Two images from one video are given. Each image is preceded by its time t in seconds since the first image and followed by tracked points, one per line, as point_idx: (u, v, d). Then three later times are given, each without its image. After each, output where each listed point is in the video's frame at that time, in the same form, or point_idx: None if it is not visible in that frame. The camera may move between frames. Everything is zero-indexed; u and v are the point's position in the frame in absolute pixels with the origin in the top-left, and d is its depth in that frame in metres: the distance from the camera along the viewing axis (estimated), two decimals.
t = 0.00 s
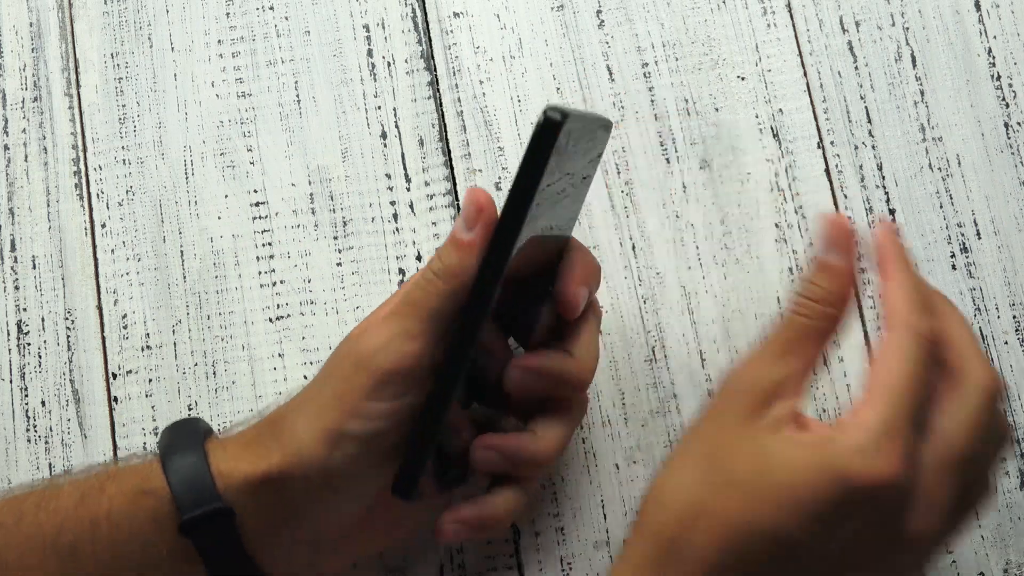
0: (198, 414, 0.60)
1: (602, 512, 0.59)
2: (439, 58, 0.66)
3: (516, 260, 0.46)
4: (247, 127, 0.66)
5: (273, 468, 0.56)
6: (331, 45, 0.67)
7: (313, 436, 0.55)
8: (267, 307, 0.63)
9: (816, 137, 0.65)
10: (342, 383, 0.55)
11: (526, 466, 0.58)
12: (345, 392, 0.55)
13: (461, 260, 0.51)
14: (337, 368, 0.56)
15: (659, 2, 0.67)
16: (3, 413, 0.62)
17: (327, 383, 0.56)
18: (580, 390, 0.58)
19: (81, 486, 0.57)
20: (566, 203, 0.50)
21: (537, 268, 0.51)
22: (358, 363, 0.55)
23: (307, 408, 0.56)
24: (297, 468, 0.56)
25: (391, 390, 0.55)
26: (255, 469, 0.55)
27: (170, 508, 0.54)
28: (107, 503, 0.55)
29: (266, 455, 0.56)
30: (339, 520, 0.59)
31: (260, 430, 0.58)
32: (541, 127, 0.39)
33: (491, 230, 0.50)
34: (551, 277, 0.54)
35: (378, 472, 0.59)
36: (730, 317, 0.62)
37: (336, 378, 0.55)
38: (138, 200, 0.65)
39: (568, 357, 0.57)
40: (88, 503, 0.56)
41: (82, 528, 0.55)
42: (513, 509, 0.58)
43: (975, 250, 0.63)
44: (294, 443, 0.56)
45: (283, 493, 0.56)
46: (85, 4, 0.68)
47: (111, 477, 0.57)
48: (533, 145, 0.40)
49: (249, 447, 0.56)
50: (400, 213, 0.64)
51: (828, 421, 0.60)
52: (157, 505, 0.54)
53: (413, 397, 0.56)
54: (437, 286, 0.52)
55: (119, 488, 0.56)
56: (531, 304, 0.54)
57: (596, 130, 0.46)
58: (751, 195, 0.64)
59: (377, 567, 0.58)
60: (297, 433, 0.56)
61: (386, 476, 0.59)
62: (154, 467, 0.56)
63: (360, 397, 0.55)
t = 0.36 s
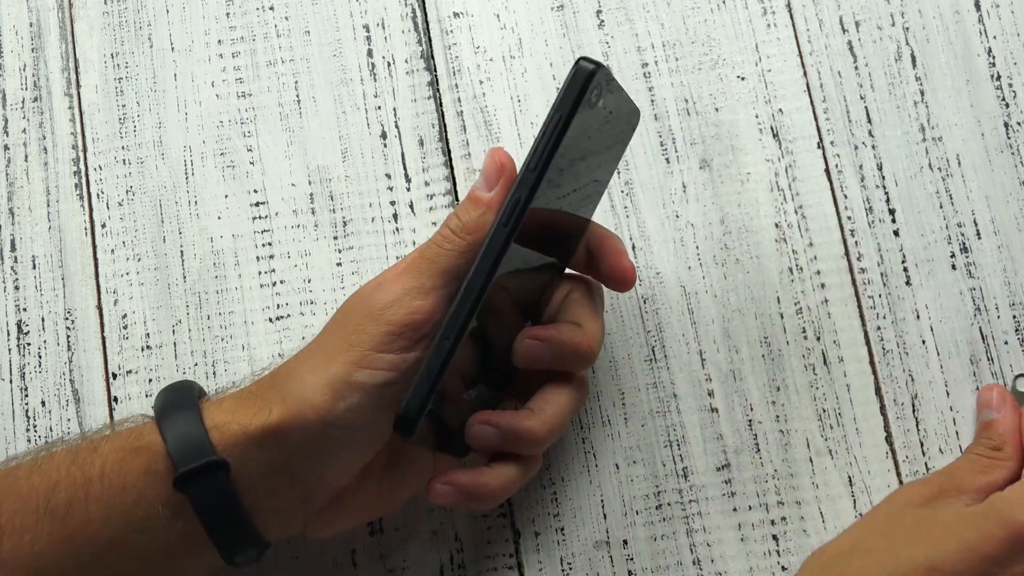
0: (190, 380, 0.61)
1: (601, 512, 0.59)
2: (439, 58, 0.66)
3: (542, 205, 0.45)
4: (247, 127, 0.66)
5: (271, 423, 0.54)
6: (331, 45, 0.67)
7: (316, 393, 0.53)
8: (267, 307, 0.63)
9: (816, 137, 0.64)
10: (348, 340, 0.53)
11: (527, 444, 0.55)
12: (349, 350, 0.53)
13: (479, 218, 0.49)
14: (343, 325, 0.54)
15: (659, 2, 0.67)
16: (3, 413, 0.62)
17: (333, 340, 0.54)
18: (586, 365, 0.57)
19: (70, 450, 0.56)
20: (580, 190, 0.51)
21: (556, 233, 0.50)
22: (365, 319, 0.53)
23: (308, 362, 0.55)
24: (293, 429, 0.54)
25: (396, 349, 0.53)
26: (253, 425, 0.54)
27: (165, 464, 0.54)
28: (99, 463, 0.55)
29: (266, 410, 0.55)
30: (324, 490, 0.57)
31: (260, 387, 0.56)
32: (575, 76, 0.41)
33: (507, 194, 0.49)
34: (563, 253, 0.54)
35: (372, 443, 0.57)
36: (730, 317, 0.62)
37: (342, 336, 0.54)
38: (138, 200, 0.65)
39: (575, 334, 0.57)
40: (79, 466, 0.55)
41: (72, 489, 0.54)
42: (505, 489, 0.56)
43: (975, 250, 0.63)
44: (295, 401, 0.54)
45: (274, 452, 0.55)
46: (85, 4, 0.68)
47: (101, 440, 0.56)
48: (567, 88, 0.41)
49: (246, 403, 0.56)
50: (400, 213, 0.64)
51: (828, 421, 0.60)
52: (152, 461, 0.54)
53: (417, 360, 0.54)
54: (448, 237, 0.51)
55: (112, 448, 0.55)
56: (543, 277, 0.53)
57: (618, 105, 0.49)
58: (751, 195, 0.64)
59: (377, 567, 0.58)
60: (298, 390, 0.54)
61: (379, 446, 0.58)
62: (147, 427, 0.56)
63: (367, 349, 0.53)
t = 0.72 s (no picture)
0: (190, 380, 0.61)
1: (601, 512, 0.59)
2: (439, 58, 0.66)
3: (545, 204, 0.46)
4: (247, 127, 0.66)
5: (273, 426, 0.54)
6: (331, 45, 0.67)
7: (317, 397, 0.53)
8: (267, 307, 0.63)
9: (816, 137, 0.65)
10: (349, 343, 0.53)
11: (529, 445, 0.55)
12: (350, 354, 0.53)
13: (482, 224, 0.49)
14: (344, 328, 0.54)
15: (659, 2, 0.67)
16: (3, 413, 0.62)
17: (334, 343, 0.54)
18: (586, 362, 0.57)
19: (73, 452, 0.56)
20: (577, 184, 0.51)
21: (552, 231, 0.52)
22: (366, 323, 0.53)
23: (311, 365, 0.55)
24: (294, 432, 0.54)
25: (397, 353, 0.53)
26: (253, 428, 0.54)
27: (167, 465, 0.54)
28: (101, 466, 0.55)
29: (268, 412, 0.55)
30: (325, 491, 0.57)
31: (261, 389, 0.56)
32: (578, 80, 0.42)
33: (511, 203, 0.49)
34: (559, 249, 0.55)
35: (373, 444, 0.57)
36: (730, 317, 0.62)
37: (343, 339, 0.54)
38: (138, 201, 0.65)
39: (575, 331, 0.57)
40: (82, 467, 0.55)
41: (76, 491, 0.54)
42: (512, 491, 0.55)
43: (975, 250, 0.63)
44: (296, 404, 0.54)
45: (275, 454, 0.55)
46: (85, 3, 0.68)
47: (104, 441, 0.56)
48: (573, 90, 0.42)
49: (247, 405, 0.56)
50: (400, 213, 0.64)
51: (828, 421, 0.60)
52: (155, 463, 0.54)
53: (419, 364, 0.54)
54: (452, 243, 0.51)
55: (113, 450, 0.55)
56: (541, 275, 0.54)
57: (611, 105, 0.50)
58: (751, 195, 0.64)
59: (377, 567, 0.58)
60: (300, 393, 0.54)
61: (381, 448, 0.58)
62: (150, 428, 0.56)
63: (370, 352, 0.53)
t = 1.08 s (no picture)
0: (191, 379, 0.61)
1: (601, 512, 0.59)
2: (439, 58, 0.66)
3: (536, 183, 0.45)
4: (247, 127, 0.66)
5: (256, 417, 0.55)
6: (331, 45, 0.67)
7: (299, 389, 0.54)
8: (267, 307, 0.63)
9: (816, 137, 0.65)
10: (328, 337, 0.54)
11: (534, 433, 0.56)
12: (329, 347, 0.54)
13: (461, 220, 0.50)
14: (324, 322, 0.55)
15: (659, 2, 0.67)
16: (3, 413, 0.62)
17: (313, 337, 0.55)
18: (586, 335, 0.58)
19: (72, 449, 0.56)
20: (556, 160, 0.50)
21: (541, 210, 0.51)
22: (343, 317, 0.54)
23: (295, 356, 0.55)
24: (279, 425, 0.55)
25: (376, 346, 0.54)
26: (241, 420, 0.55)
27: (164, 461, 0.54)
28: (100, 462, 0.55)
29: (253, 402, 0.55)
30: (318, 484, 0.58)
31: (254, 381, 0.57)
32: (559, 56, 0.40)
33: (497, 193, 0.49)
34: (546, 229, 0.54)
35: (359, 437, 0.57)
36: (730, 317, 0.62)
37: (323, 333, 0.54)
38: (138, 201, 0.65)
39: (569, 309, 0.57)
40: (81, 464, 0.55)
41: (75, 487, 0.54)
42: (512, 481, 0.55)
43: (975, 250, 0.63)
44: (279, 397, 0.55)
45: (263, 447, 0.55)
46: (86, 3, 0.68)
47: (104, 438, 0.56)
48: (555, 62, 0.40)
49: (238, 399, 0.56)
50: (400, 213, 0.64)
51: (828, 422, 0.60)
52: (153, 459, 0.54)
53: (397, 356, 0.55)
54: (432, 240, 0.51)
55: (112, 447, 0.55)
56: (533, 256, 0.53)
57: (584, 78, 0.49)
58: (751, 195, 0.64)
59: (377, 567, 0.58)
60: (282, 386, 0.55)
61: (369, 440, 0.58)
62: (148, 424, 0.56)
63: (348, 346, 0.53)
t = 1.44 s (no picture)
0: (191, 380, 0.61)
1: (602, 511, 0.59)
2: (439, 58, 0.66)
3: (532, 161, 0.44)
4: (247, 127, 0.66)
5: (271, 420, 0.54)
6: (331, 45, 0.67)
7: (315, 389, 0.53)
8: (267, 307, 0.63)
9: (816, 137, 0.64)
10: (345, 338, 0.53)
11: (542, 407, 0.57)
12: (346, 348, 0.53)
13: (473, 217, 0.48)
14: (338, 323, 0.54)
15: (659, 2, 0.67)
16: (3, 413, 0.62)
17: (328, 338, 0.54)
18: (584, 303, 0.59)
19: (78, 454, 0.57)
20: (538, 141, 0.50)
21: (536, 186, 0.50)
22: (361, 318, 0.53)
23: (306, 359, 0.54)
24: (295, 428, 0.54)
25: (396, 346, 0.53)
26: (251, 424, 0.54)
27: (171, 466, 0.54)
28: (106, 466, 0.55)
29: (266, 406, 0.55)
30: (330, 485, 0.57)
31: (260, 385, 0.57)
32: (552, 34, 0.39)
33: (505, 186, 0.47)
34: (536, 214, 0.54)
35: (375, 437, 0.57)
36: (730, 317, 0.62)
37: (339, 333, 0.53)
38: (138, 201, 0.65)
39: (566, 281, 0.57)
40: (87, 468, 0.55)
41: (80, 491, 0.54)
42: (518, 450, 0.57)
43: (975, 250, 0.63)
44: (295, 399, 0.54)
45: (276, 449, 0.55)
46: (86, 3, 0.68)
47: (110, 442, 0.57)
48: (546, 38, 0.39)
49: (246, 405, 0.56)
50: (400, 213, 0.64)
51: (828, 422, 0.60)
52: (159, 464, 0.54)
53: (417, 356, 0.54)
54: (446, 238, 0.49)
55: (119, 452, 0.56)
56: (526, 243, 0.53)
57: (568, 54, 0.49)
58: (751, 195, 0.64)
59: (377, 567, 0.58)
60: (297, 387, 0.54)
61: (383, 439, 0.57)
62: (154, 429, 0.56)
63: (366, 346, 0.52)
